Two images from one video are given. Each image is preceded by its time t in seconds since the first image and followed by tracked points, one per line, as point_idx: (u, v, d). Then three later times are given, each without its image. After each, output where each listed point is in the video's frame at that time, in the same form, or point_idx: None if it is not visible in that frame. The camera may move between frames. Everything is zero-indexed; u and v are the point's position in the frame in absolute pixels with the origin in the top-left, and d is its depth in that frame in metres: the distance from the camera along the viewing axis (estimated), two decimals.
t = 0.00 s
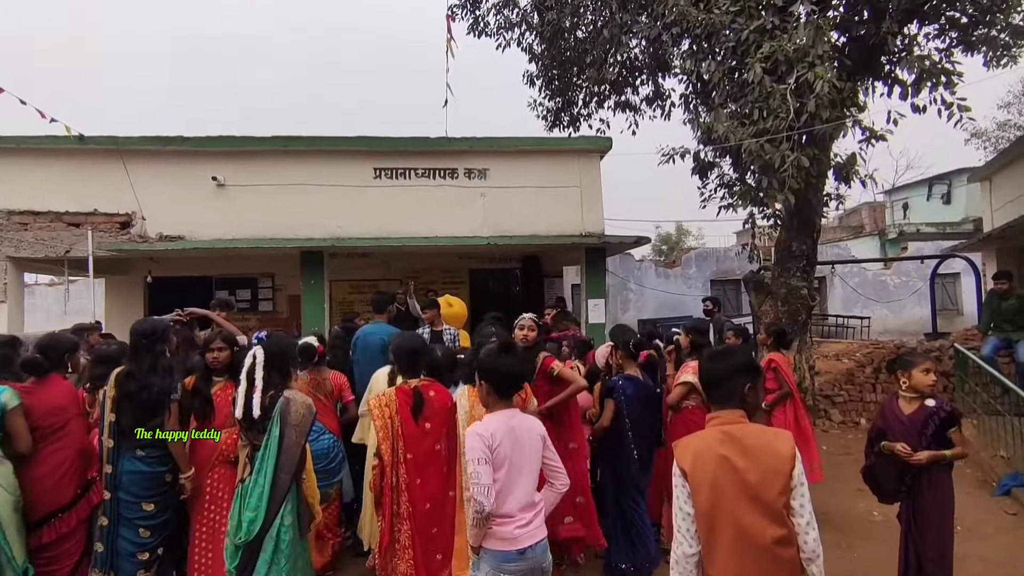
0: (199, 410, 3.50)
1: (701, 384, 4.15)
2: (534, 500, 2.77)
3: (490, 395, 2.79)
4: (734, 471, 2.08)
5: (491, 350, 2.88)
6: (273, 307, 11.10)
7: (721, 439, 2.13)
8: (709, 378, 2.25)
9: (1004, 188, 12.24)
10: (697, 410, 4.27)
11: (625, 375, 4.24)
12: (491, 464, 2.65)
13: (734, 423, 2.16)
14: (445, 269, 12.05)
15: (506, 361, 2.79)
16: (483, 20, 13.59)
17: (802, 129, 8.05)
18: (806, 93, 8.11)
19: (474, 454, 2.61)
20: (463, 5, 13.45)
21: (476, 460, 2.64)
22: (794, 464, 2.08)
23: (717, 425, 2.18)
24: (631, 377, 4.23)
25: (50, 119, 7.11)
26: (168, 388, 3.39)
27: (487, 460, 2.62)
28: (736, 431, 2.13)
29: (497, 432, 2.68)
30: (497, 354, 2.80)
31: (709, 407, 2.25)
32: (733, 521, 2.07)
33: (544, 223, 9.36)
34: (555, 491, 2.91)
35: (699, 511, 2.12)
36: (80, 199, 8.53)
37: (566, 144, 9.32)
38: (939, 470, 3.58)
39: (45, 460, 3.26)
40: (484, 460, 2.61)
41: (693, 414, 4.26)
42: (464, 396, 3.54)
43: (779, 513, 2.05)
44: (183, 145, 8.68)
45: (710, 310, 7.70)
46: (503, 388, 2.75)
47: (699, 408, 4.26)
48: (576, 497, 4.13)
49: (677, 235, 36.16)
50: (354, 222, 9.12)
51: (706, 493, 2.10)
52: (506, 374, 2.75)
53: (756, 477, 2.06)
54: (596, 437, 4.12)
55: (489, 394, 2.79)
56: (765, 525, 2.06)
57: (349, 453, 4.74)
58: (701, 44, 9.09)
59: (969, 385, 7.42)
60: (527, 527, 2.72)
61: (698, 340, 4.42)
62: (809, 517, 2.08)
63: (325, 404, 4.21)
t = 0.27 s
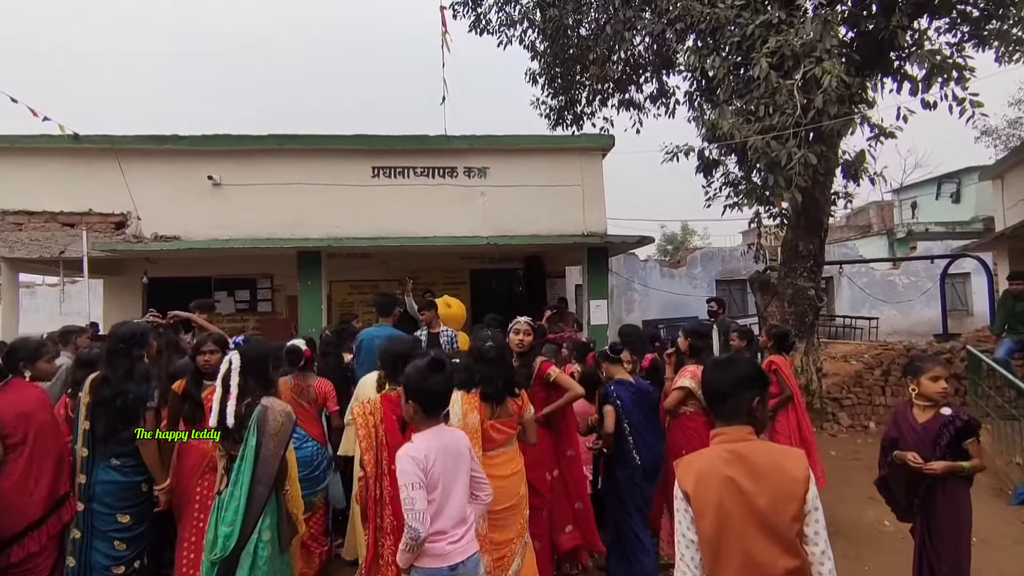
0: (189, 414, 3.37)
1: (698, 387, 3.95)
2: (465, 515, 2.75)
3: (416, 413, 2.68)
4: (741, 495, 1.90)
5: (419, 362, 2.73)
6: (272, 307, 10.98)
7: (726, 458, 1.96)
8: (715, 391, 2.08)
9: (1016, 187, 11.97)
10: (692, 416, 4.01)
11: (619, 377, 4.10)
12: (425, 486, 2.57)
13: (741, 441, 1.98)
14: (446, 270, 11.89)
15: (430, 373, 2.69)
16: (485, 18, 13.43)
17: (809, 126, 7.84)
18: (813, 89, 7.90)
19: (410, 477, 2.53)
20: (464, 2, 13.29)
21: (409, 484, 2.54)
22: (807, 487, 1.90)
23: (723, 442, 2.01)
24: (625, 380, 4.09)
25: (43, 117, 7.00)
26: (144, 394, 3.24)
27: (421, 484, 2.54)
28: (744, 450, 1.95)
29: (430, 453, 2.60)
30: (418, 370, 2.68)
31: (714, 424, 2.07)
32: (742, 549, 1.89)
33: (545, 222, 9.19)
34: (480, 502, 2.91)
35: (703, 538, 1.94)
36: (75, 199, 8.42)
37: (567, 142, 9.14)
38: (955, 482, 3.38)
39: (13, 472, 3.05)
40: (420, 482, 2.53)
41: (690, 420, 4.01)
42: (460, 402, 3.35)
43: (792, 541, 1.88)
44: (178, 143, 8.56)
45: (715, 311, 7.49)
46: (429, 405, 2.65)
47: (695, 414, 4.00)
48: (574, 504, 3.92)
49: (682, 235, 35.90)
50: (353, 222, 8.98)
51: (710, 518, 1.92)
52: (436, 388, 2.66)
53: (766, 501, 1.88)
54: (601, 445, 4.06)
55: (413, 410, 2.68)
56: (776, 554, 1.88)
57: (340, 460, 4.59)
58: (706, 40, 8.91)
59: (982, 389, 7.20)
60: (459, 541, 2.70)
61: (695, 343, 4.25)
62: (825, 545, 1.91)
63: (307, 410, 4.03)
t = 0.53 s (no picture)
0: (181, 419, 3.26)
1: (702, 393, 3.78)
2: (398, 508, 2.74)
3: (340, 410, 2.69)
4: (751, 520, 1.74)
5: (344, 361, 2.76)
6: (274, 309, 10.89)
7: (735, 478, 1.80)
8: (725, 403, 1.92)
9: None
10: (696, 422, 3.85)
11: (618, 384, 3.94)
12: (345, 483, 2.56)
13: (752, 460, 1.82)
14: (450, 271, 11.76)
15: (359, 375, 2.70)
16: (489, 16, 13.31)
17: (818, 123, 7.63)
18: (822, 85, 7.70)
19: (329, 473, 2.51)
20: (468, 1, 13.17)
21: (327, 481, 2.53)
22: (825, 511, 1.74)
23: (732, 461, 1.85)
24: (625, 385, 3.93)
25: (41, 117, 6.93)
26: (125, 401, 3.12)
27: (339, 480, 2.52)
28: (754, 469, 1.79)
29: (351, 449, 2.60)
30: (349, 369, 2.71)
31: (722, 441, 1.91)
32: None
33: (549, 223, 9.05)
34: (415, 497, 2.89)
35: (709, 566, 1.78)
36: (73, 199, 8.36)
37: (571, 140, 8.99)
38: (974, 496, 3.20)
39: None
40: (337, 478, 2.52)
41: (693, 426, 3.85)
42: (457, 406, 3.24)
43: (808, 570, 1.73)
44: (177, 143, 8.47)
45: (723, 312, 7.29)
46: (348, 401, 2.65)
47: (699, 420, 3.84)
48: (574, 512, 3.74)
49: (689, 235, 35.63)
50: (353, 222, 8.87)
51: (717, 546, 1.75)
52: (359, 389, 2.66)
53: (779, 527, 1.73)
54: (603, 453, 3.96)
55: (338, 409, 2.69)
56: None
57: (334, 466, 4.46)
58: (712, 37, 8.75)
59: (998, 394, 6.98)
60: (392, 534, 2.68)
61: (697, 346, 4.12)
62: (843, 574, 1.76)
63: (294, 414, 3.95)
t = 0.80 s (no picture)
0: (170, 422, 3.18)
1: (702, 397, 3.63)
2: (338, 517, 2.61)
3: (285, 417, 2.62)
4: (748, 541, 1.61)
5: (289, 367, 2.70)
6: (277, 308, 10.83)
7: (731, 495, 1.66)
8: (724, 411, 1.78)
9: None
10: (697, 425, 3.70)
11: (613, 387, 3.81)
12: (281, 486, 2.48)
13: (750, 475, 1.70)
14: (454, 270, 11.66)
15: (301, 382, 2.60)
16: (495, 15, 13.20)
17: (828, 120, 7.45)
18: (833, 81, 7.51)
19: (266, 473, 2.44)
20: None
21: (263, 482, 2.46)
22: (829, 531, 1.62)
23: (728, 476, 1.71)
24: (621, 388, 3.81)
25: (41, 116, 6.90)
26: (105, 403, 3.02)
27: (272, 484, 2.44)
28: (752, 484, 1.66)
29: (291, 452, 2.50)
30: (291, 376, 2.61)
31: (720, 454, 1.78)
32: None
33: (552, 222, 8.91)
34: (362, 511, 2.76)
35: None
36: (75, 198, 8.33)
37: (575, 138, 8.86)
38: (991, 507, 3.03)
39: None
40: (274, 478, 2.45)
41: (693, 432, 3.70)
42: (452, 411, 3.13)
43: None
44: (178, 141, 8.42)
45: (735, 314, 7.07)
46: (291, 407, 2.57)
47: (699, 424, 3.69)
48: (570, 522, 3.57)
49: (699, 236, 35.40)
50: (355, 221, 8.78)
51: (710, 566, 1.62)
52: (301, 397, 2.57)
53: (778, 549, 1.60)
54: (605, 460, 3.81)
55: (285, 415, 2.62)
56: None
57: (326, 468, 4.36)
58: (721, 33, 8.61)
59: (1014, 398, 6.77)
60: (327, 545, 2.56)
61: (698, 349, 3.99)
62: None
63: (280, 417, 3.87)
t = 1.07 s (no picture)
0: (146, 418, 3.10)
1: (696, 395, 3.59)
2: (267, 502, 2.58)
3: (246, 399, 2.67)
4: (721, 555, 1.55)
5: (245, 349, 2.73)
6: (279, 303, 10.78)
7: (708, 508, 1.59)
8: (704, 417, 1.71)
9: None
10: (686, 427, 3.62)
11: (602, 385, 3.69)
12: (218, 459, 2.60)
13: (729, 485, 1.62)
14: (457, 266, 11.55)
15: (254, 359, 2.65)
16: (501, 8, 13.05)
17: (838, 112, 7.21)
18: (843, 72, 7.29)
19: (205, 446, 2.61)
20: None
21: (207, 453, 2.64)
22: (813, 549, 1.56)
23: (705, 489, 1.63)
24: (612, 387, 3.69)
25: (38, 108, 6.84)
26: (77, 398, 2.93)
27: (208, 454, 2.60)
28: (730, 496, 1.59)
29: (227, 428, 2.59)
30: (247, 353, 2.66)
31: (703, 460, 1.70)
32: None
33: (555, 217, 8.77)
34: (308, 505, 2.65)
35: None
36: (75, 191, 8.30)
37: (579, 132, 8.70)
38: (1000, 516, 2.87)
39: None
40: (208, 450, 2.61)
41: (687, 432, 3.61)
42: (440, 410, 2.87)
43: None
44: (177, 134, 8.37)
45: (743, 311, 6.89)
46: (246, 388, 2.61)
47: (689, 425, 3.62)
48: (553, 527, 3.38)
49: (708, 234, 35.07)
50: (355, 216, 8.70)
51: None
52: (254, 373, 2.61)
53: (757, 566, 1.53)
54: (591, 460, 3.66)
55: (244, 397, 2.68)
56: None
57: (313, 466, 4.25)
58: (729, 24, 8.41)
59: None
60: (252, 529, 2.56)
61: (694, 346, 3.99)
62: None
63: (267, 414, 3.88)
